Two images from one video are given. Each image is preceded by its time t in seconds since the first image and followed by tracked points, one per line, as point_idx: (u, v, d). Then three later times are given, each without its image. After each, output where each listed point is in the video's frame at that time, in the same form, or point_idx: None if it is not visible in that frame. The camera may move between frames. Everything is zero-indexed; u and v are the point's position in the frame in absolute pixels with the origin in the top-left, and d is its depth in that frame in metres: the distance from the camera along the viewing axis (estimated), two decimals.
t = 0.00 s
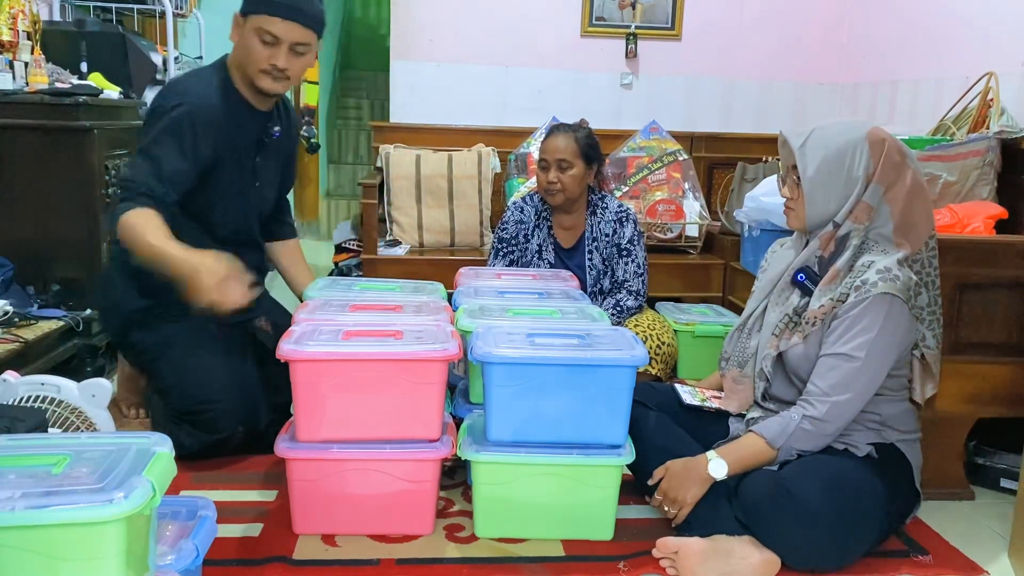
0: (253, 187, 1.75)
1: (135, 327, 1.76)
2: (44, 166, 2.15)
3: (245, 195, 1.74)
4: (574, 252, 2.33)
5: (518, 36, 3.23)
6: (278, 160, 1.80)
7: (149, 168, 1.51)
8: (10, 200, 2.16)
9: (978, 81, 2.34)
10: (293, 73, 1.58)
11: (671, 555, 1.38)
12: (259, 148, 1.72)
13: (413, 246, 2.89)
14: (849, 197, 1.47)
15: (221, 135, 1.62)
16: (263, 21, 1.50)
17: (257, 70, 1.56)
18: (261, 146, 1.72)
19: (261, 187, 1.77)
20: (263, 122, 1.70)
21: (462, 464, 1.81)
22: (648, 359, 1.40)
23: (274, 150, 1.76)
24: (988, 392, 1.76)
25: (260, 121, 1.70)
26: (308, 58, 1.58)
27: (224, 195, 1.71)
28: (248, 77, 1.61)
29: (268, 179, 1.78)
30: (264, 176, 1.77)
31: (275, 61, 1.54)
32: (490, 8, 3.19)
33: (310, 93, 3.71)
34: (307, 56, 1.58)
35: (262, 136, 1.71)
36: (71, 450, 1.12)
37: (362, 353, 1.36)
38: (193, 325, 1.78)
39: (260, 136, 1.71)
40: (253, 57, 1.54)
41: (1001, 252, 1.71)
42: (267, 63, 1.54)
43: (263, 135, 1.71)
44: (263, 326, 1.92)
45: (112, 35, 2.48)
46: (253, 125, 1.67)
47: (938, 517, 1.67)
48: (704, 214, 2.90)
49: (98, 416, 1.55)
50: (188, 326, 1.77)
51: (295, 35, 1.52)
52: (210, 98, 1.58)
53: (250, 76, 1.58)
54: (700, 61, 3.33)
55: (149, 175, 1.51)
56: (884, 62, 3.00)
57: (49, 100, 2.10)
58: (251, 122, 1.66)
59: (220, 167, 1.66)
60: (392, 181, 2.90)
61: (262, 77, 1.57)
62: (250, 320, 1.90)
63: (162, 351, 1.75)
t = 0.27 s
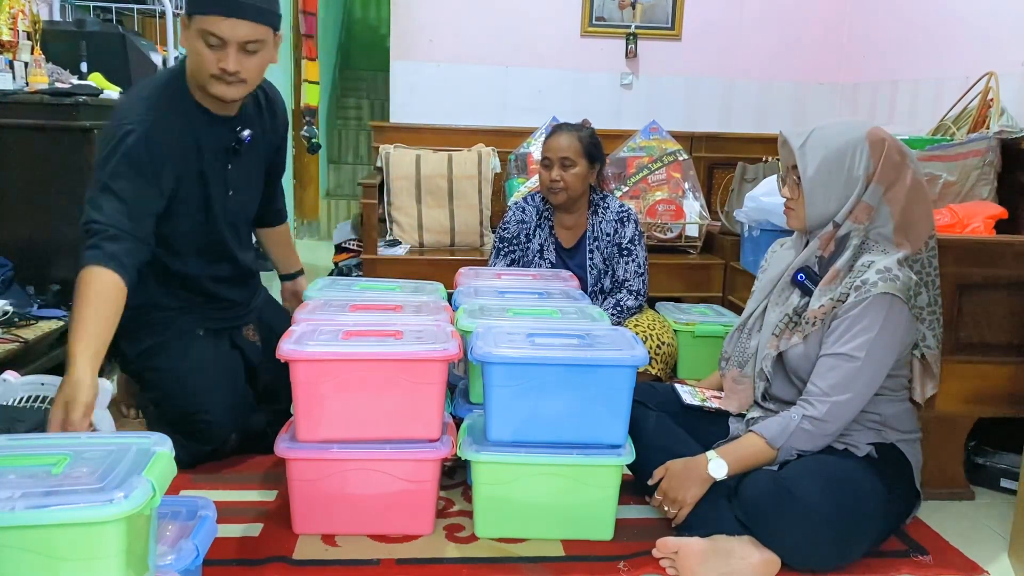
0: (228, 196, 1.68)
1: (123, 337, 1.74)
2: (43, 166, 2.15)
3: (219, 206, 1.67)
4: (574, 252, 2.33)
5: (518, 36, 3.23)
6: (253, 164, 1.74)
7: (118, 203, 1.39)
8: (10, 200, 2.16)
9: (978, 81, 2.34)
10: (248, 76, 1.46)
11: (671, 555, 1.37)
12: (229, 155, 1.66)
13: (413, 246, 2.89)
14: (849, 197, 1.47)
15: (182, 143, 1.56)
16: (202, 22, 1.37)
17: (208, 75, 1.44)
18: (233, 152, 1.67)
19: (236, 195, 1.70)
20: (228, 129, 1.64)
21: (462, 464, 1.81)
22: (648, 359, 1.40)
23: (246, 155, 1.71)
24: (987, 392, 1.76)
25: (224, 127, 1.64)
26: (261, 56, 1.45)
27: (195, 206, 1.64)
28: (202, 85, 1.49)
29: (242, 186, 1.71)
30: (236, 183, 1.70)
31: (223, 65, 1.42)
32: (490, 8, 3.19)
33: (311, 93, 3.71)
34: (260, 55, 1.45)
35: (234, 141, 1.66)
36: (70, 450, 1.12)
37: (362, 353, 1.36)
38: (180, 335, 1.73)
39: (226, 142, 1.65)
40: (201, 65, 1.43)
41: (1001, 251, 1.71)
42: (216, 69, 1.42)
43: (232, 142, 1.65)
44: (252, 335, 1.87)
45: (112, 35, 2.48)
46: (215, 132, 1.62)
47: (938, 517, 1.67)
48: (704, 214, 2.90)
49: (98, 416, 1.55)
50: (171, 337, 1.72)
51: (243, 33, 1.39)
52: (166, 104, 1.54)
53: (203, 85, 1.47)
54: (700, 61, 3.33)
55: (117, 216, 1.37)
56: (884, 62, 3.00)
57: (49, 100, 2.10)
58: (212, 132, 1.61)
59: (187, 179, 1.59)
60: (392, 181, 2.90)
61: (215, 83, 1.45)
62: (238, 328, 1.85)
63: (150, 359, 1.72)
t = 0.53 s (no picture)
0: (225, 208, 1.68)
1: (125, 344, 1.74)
2: (43, 167, 2.15)
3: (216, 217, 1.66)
4: (575, 252, 2.33)
5: (518, 36, 3.23)
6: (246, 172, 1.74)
7: (116, 231, 1.37)
8: (10, 200, 2.16)
9: (978, 82, 2.34)
10: (230, 84, 1.45)
11: (671, 555, 1.37)
12: (223, 164, 1.66)
13: (412, 246, 2.89)
14: (849, 197, 1.47)
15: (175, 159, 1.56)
16: (175, 33, 1.38)
17: (188, 89, 1.43)
18: (227, 163, 1.66)
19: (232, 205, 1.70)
20: (219, 139, 1.64)
21: (462, 464, 1.81)
22: (648, 359, 1.40)
23: (239, 162, 1.71)
24: (987, 392, 1.76)
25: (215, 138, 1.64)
26: (241, 63, 1.44)
27: (191, 220, 1.63)
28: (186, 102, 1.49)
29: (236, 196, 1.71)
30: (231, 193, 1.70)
31: (203, 75, 1.41)
32: (490, 8, 3.19)
33: (311, 93, 3.71)
34: (239, 60, 1.44)
35: (226, 152, 1.65)
36: (70, 450, 1.12)
37: (362, 353, 1.36)
38: (181, 338, 1.74)
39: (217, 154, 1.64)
40: (180, 79, 1.42)
41: (1001, 251, 1.71)
42: (196, 81, 1.41)
43: (223, 152, 1.65)
44: (253, 339, 1.88)
45: (112, 35, 2.48)
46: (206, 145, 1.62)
47: (938, 517, 1.67)
48: (704, 214, 2.90)
49: (98, 415, 1.58)
50: (173, 341, 1.74)
51: (220, 40, 1.39)
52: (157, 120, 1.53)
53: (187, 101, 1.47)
54: (701, 62, 3.33)
55: (115, 246, 1.35)
56: (884, 62, 3.00)
57: (48, 100, 2.11)
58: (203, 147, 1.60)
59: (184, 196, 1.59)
60: (392, 181, 2.90)
61: (196, 97, 1.44)
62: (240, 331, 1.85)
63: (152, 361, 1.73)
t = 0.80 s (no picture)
0: (226, 205, 1.67)
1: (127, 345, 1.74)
2: (43, 167, 2.15)
3: (217, 215, 1.66)
4: (575, 253, 2.33)
5: (518, 35, 3.23)
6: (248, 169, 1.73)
7: (114, 233, 1.37)
8: (10, 200, 2.16)
9: (978, 82, 2.34)
10: (229, 79, 1.44)
11: (671, 555, 1.37)
12: (223, 160, 1.65)
13: (412, 246, 2.89)
14: (849, 198, 1.47)
15: (173, 157, 1.55)
16: (174, 29, 1.38)
17: (187, 85, 1.42)
18: (226, 159, 1.66)
19: (234, 202, 1.69)
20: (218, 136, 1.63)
21: (462, 464, 1.81)
22: (648, 359, 1.40)
23: (240, 160, 1.70)
24: (987, 392, 1.76)
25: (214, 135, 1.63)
26: (240, 58, 1.44)
27: (191, 218, 1.62)
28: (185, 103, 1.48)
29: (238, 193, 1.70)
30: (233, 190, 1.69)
31: (203, 71, 1.41)
32: (490, 8, 3.19)
33: (311, 93, 3.71)
34: (237, 56, 1.44)
35: (226, 148, 1.64)
36: (70, 450, 1.12)
37: (362, 353, 1.36)
38: (182, 339, 1.74)
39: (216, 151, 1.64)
40: (179, 77, 1.42)
41: (1001, 251, 1.71)
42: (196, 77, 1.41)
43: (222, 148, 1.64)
44: (253, 339, 1.86)
45: (112, 35, 2.48)
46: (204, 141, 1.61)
47: (938, 517, 1.67)
48: (704, 214, 2.90)
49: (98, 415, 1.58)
50: (175, 341, 1.74)
51: (218, 35, 1.39)
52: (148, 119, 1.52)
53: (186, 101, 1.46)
54: (701, 62, 3.33)
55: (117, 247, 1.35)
56: (884, 62, 3.00)
57: (48, 100, 2.10)
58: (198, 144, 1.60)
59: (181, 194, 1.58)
60: (392, 181, 2.90)
61: (196, 94, 1.43)
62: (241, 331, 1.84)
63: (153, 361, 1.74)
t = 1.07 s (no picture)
0: (233, 186, 1.66)
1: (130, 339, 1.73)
2: (43, 166, 2.15)
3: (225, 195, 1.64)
4: (575, 253, 2.33)
5: (518, 35, 3.23)
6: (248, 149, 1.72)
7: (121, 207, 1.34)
8: (10, 200, 2.16)
9: (978, 82, 2.34)
10: (241, 50, 1.45)
11: (671, 555, 1.37)
12: (228, 141, 1.63)
13: (412, 246, 2.89)
14: (850, 197, 1.46)
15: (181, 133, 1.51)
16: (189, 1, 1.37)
17: (199, 56, 1.43)
18: (230, 139, 1.64)
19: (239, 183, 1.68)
20: (224, 114, 1.60)
21: (462, 464, 1.81)
22: (648, 359, 1.40)
23: (241, 139, 1.69)
24: (988, 392, 1.76)
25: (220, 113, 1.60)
26: (251, 29, 1.44)
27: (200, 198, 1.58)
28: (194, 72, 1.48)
29: (243, 174, 1.69)
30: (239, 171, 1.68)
31: (216, 42, 1.41)
32: (490, 8, 3.19)
33: (311, 93, 3.71)
34: (249, 28, 1.45)
35: (230, 127, 1.62)
36: (70, 450, 1.12)
37: (361, 353, 1.36)
38: (184, 337, 1.72)
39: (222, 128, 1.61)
40: (191, 47, 1.42)
41: (1001, 251, 1.71)
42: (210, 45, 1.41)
43: (227, 127, 1.62)
44: (255, 335, 1.88)
45: (112, 35, 2.48)
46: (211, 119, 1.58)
47: (938, 517, 1.67)
48: (704, 214, 2.90)
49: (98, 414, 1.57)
50: (177, 338, 1.71)
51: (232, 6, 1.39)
52: (162, 95, 1.48)
53: (196, 70, 1.46)
54: (701, 62, 3.33)
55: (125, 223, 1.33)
56: (884, 62, 3.00)
57: (48, 100, 2.10)
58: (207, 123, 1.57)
59: (193, 176, 1.56)
60: (392, 181, 2.90)
61: (207, 64, 1.44)
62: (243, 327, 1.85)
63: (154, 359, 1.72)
